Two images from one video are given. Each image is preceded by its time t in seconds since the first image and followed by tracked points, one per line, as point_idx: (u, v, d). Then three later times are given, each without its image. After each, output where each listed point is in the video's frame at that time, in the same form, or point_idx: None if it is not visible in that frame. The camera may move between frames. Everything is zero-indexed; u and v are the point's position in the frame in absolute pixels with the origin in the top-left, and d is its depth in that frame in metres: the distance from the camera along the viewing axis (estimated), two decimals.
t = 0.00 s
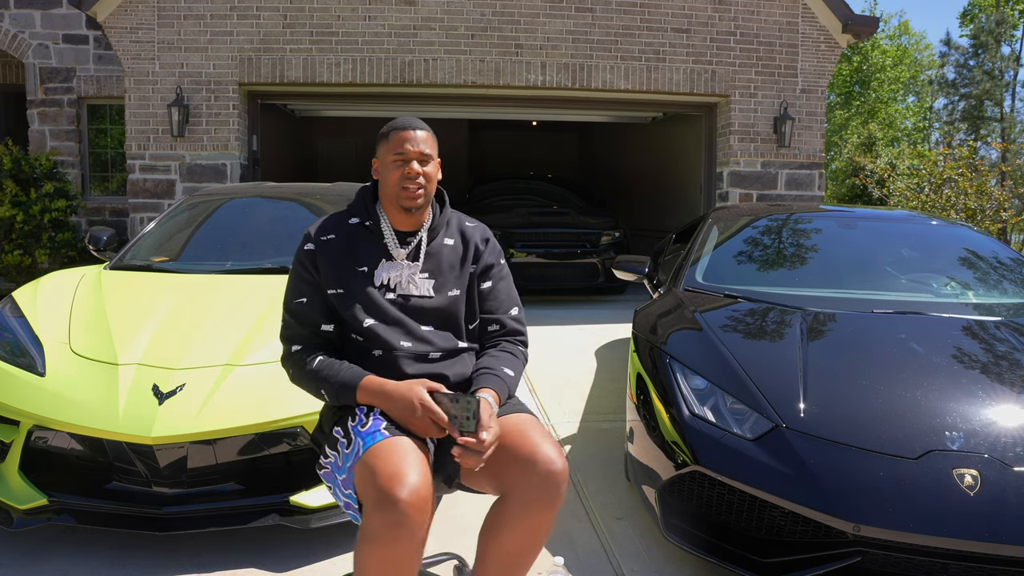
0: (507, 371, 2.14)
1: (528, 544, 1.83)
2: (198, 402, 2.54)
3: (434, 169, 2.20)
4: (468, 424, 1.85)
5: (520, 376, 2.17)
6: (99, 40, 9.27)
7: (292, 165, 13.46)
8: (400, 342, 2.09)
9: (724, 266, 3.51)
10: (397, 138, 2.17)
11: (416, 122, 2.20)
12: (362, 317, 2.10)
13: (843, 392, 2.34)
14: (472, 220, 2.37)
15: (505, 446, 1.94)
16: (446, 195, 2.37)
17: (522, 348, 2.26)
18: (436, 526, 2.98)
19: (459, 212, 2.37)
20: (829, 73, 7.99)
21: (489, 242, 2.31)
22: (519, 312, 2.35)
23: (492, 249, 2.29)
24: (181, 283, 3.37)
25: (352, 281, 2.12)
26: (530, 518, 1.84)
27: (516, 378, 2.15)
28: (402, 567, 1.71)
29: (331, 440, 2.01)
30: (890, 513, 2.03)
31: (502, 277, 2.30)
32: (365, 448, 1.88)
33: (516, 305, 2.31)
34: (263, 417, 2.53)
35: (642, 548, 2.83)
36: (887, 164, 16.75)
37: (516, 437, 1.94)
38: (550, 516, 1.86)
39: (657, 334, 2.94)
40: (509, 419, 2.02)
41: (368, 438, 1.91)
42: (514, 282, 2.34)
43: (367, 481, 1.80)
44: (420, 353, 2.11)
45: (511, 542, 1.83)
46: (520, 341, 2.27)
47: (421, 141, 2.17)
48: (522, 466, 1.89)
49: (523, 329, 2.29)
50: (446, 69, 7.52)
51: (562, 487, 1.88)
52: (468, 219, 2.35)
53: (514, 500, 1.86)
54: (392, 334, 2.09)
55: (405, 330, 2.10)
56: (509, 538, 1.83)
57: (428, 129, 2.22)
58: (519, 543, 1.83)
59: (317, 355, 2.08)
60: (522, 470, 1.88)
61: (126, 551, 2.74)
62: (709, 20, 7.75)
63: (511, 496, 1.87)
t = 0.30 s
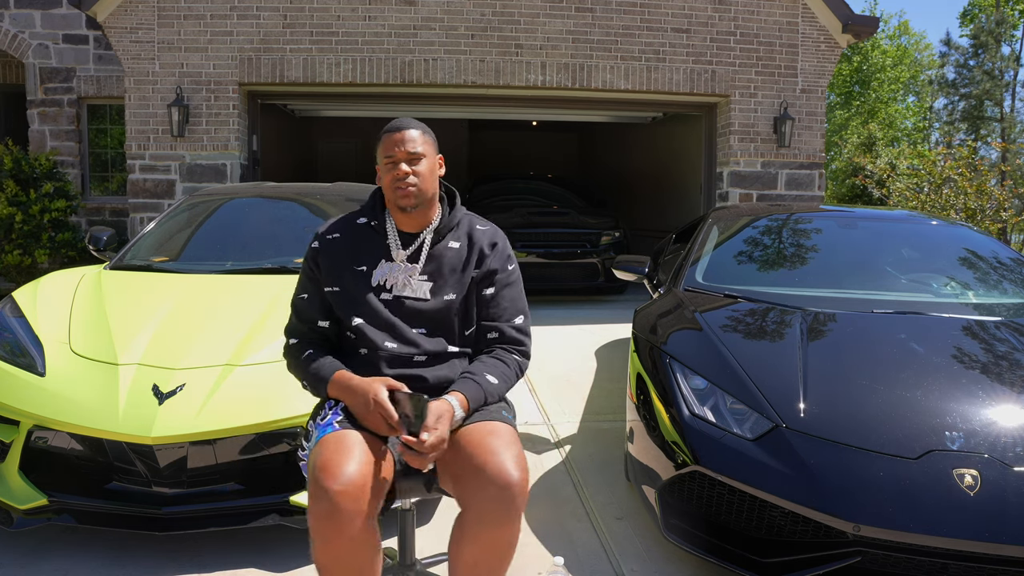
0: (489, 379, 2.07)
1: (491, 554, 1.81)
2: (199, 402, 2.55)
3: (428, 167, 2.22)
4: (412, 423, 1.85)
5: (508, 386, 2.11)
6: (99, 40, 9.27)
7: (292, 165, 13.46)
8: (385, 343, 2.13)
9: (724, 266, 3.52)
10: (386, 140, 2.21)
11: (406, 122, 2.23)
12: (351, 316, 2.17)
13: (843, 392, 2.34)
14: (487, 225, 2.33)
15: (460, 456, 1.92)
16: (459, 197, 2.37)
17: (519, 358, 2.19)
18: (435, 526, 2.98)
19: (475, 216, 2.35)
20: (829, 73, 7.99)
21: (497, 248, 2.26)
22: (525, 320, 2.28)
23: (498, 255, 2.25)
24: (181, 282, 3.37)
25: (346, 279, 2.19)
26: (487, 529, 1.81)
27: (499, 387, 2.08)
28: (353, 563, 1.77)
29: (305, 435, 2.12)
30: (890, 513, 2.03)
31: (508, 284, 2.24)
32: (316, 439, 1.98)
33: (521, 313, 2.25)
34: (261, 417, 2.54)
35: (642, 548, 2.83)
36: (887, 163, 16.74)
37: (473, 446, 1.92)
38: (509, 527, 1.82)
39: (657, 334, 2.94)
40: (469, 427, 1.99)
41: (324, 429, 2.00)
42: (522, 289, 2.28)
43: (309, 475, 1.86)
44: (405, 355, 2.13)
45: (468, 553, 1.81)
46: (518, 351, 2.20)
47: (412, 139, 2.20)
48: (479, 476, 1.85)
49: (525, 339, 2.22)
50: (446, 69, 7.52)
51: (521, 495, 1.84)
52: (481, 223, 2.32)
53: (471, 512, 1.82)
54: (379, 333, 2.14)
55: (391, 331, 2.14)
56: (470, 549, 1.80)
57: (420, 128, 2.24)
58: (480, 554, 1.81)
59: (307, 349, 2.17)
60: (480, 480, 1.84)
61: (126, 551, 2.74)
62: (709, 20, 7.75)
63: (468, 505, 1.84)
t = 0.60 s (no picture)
0: (462, 386, 2.03)
1: (462, 563, 1.79)
2: (199, 402, 2.55)
3: (433, 168, 2.23)
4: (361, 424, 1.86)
5: (483, 394, 2.06)
6: (99, 40, 9.27)
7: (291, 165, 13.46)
8: (370, 339, 2.16)
9: (724, 266, 3.52)
10: (393, 140, 2.23)
11: (414, 122, 2.24)
12: (345, 312, 2.23)
13: (843, 392, 2.34)
14: (494, 229, 2.30)
15: (427, 466, 1.90)
16: (468, 198, 2.36)
17: (502, 367, 2.12)
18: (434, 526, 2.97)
19: (484, 220, 2.33)
20: (829, 73, 7.99)
21: (496, 252, 2.22)
22: (521, 327, 2.21)
23: (496, 259, 2.20)
24: (181, 282, 3.37)
25: (345, 275, 2.26)
26: (455, 539, 1.79)
27: (471, 394, 2.04)
28: (316, 555, 1.81)
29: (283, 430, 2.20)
30: (890, 514, 2.03)
31: (504, 289, 2.19)
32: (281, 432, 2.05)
33: (515, 319, 2.18)
34: (258, 418, 2.53)
35: (642, 548, 2.83)
36: (887, 163, 16.73)
37: (439, 455, 1.90)
38: (477, 535, 1.80)
39: (657, 334, 2.94)
40: (438, 437, 1.96)
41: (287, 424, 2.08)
42: (521, 294, 2.21)
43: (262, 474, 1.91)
44: (388, 353, 2.14)
45: (443, 569, 1.79)
46: (504, 358, 2.13)
47: (417, 140, 2.21)
48: (443, 485, 1.84)
49: (515, 347, 2.16)
50: (446, 69, 7.52)
51: (487, 503, 1.82)
52: (488, 226, 2.29)
53: (437, 523, 1.81)
54: (367, 330, 2.17)
55: (377, 329, 2.16)
56: (441, 560, 1.79)
57: (427, 128, 2.25)
58: (451, 564, 1.79)
59: (304, 341, 2.26)
60: (444, 490, 1.83)
61: (126, 551, 2.74)
62: (709, 20, 7.75)
63: (435, 516, 1.83)
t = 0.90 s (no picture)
0: (453, 390, 2.03)
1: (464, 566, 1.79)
2: (199, 401, 2.55)
3: (435, 169, 2.22)
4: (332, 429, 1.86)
5: (474, 397, 2.05)
6: (99, 40, 9.27)
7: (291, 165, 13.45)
8: (366, 338, 2.17)
9: (725, 266, 3.52)
10: (398, 139, 2.23)
11: (420, 123, 2.24)
12: (344, 310, 2.24)
13: (844, 392, 2.34)
14: (497, 231, 2.29)
15: (429, 468, 1.91)
16: (472, 199, 2.35)
17: (496, 369, 2.11)
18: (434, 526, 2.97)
19: (487, 221, 2.32)
20: (829, 73, 7.99)
21: (495, 253, 2.21)
22: (518, 330, 2.20)
23: (495, 260, 2.20)
24: (180, 282, 3.37)
25: (345, 273, 2.27)
26: (457, 542, 1.79)
27: (461, 397, 2.03)
28: (301, 547, 1.81)
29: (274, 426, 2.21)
30: (890, 514, 2.03)
31: (502, 291, 2.17)
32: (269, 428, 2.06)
33: (512, 322, 2.17)
34: (256, 418, 2.53)
35: (642, 548, 2.83)
36: (887, 163, 16.71)
37: (440, 458, 1.90)
38: (479, 537, 1.80)
39: (657, 334, 2.94)
40: (439, 440, 1.97)
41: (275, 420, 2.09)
42: (519, 297, 2.20)
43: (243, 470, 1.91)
44: (382, 353, 2.15)
45: (445, 570, 1.79)
46: (498, 361, 2.12)
47: (422, 141, 2.21)
48: (443, 488, 1.84)
49: (509, 350, 2.15)
50: (446, 69, 7.52)
51: (488, 506, 1.82)
52: (490, 227, 2.29)
53: (439, 526, 1.81)
54: (363, 329, 2.18)
55: (373, 328, 2.17)
56: (443, 563, 1.79)
57: (433, 129, 2.25)
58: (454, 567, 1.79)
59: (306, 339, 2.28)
60: (445, 493, 1.83)
61: (127, 551, 2.74)
62: (709, 20, 7.75)
63: (436, 519, 1.83)
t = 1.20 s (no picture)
0: (465, 388, 2.03)
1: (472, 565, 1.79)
2: (199, 401, 2.55)
3: (443, 171, 2.22)
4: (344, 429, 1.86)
5: (484, 396, 2.06)
6: (99, 40, 9.27)
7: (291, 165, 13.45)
8: (371, 338, 2.16)
9: (724, 266, 3.52)
10: (407, 139, 2.23)
11: (430, 124, 2.24)
12: (347, 310, 2.24)
13: (843, 392, 2.34)
14: (498, 231, 2.30)
15: (438, 466, 1.91)
16: (473, 200, 2.36)
17: (505, 368, 2.13)
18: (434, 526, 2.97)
19: (488, 221, 2.33)
20: (829, 73, 7.99)
21: (499, 254, 2.22)
22: (523, 329, 2.22)
23: (500, 260, 2.21)
24: (180, 282, 3.37)
25: (347, 273, 2.26)
26: (465, 541, 1.79)
27: (473, 395, 2.03)
28: (313, 550, 1.81)
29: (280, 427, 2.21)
30: (891, 514, 2.03)
31: (507, 291, 2.19)
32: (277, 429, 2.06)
33: (517, 322, 2.19)
34: (257, 417, 2.54)
35: (642, 548, 2.83)
36: (887, 163, 16.70)
37: (450, 455, 1.90)
38: (487, 535, 1.80)
39: (657, 334, 2.94)
40: (447, 437, 1.97)
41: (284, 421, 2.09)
42: (524, 297, 2.22)
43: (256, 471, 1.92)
44: (388, 353, 2.14)
45: (452, 569, 1.79)
46: (505, 360, 2.14)
47: (432, 142, 2.21)
48: (453, 485, 1.84)
49: (516, 349, 2.16)
50: (446, 69, 7.52)
51: (498, 504, 1.82)
52: (492, 228, 2.30)
53: (448, 524, 1.81)
54: (367, 329, 2.17)
55: (377, 328, 2.16)
56: (450, 561, 1.79)
57: (443, 132, 2.25)
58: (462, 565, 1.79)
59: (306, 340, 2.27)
60: (455, 491, 1.83)
61: (127, 551, 2.74)
62: (708, 20, 7.75)
63: (445, 517, 1.83)
